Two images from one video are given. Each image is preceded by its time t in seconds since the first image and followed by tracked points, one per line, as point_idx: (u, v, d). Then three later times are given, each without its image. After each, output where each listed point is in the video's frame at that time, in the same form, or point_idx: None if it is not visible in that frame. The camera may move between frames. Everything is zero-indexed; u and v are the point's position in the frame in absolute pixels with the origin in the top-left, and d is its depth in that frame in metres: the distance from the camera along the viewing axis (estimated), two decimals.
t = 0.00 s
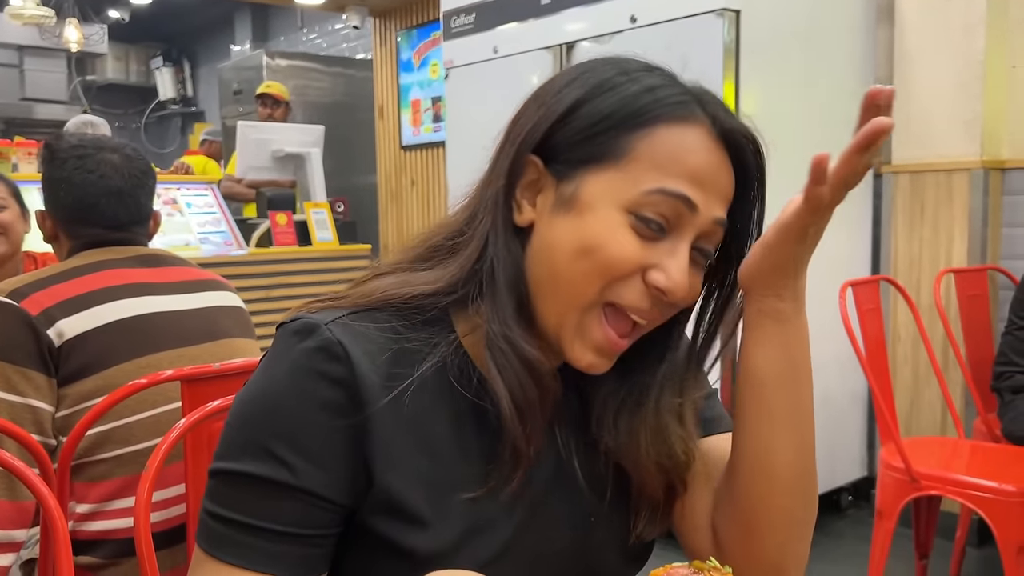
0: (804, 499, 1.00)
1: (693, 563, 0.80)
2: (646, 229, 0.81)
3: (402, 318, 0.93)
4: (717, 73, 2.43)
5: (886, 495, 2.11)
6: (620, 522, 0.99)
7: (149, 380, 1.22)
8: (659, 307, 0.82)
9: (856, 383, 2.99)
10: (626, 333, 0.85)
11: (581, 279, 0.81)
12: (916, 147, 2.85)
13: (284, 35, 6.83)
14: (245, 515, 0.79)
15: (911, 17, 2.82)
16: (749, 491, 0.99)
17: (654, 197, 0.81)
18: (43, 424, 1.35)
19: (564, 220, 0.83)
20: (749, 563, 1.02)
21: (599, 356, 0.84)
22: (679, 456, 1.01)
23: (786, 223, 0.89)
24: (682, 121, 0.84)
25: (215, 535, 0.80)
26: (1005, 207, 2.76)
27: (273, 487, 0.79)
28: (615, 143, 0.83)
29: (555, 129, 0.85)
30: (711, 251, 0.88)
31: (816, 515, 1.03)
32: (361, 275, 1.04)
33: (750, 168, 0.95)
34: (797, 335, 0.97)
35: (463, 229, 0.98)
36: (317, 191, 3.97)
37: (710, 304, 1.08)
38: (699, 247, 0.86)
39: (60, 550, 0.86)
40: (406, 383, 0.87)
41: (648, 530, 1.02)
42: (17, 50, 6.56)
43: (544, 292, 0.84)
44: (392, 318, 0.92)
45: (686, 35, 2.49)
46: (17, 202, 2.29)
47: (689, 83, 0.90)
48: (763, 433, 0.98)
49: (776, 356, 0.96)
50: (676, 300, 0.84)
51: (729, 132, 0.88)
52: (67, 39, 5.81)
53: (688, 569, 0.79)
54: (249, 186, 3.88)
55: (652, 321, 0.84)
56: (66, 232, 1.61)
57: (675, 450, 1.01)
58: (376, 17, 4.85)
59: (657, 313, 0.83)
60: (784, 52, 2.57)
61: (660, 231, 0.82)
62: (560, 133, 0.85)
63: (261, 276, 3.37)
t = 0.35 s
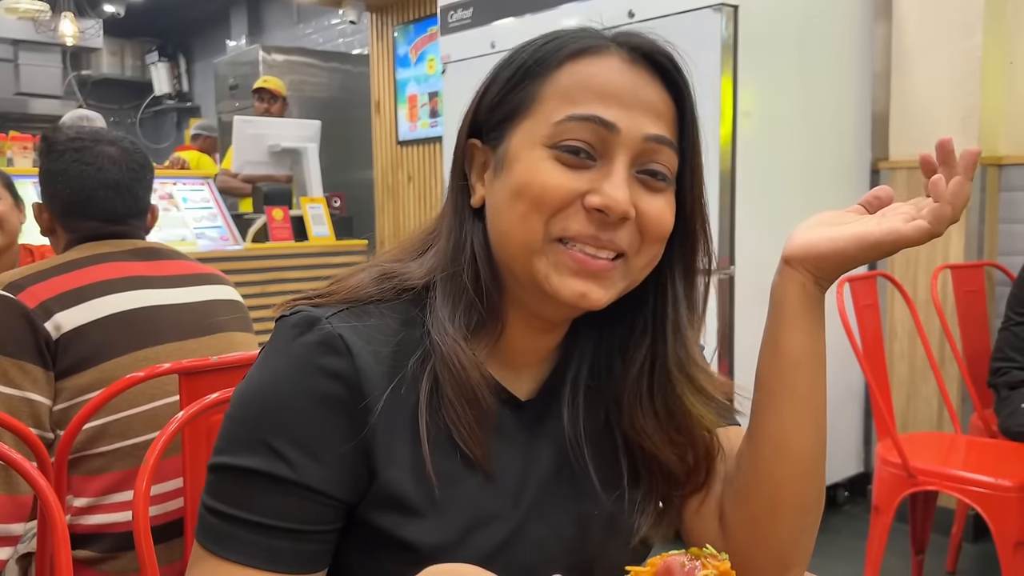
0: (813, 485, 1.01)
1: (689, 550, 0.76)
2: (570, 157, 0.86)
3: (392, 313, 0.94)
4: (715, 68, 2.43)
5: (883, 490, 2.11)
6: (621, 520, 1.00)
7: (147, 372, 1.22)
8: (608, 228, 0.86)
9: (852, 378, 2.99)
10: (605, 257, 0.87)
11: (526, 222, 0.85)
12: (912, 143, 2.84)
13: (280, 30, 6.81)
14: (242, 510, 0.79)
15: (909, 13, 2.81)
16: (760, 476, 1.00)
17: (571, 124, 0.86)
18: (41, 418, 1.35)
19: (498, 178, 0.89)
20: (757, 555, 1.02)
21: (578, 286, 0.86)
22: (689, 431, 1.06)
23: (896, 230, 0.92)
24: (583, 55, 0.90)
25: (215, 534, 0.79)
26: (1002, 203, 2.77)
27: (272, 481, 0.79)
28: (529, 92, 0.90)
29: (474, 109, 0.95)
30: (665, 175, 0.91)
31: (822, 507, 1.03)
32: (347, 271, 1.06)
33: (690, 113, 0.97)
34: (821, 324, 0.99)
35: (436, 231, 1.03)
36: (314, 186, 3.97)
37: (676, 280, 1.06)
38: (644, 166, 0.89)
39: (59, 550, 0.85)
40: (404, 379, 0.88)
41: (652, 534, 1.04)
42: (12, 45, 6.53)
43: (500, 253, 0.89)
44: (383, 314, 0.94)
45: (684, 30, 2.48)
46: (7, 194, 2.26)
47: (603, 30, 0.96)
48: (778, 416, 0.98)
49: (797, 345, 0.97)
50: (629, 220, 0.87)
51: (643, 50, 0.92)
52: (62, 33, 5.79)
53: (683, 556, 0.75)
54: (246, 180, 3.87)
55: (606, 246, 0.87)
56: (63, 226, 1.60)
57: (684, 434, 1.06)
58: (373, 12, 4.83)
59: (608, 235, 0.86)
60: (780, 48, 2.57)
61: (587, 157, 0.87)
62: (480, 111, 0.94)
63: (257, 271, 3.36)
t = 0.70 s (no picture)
0: (817, 484, 1.01)
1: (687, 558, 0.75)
2: (547, 156, 0.86)
3: (385, 316, 0.95)
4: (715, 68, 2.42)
5: (881, 490, 2.11)
6: (619, 513, 1.01)
7: (144, 371, 1.21)
8: (592, 226, 0.86)
9: (851, 378, 2.99)
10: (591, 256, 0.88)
11: (511, 232, 0.86)
12: (911, 142, 2.84)
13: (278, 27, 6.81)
14: (238, 515, 0.79)
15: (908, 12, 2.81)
16: (761, 473, 1.00)
17: (545, 123, 0.86)
18: (38, 415, 1.34)
19: (479, 185, 0.90)
20: (760, 555, 1.02)
21: (564, 297, 0.87)
22: (675, 422, 1.04)
23: (900, 232, 0.88)
24: (548, 47, 0.89)
25: (211, 537, 0.80)
26: (1001, 202, 2.77)
27: (270, 486, 0.80)
28: (500, 93, 0.89)
29: (445, 115, 0.95)
30: (644, 159, 0.92)
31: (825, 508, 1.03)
32: (338, 272, 1.06)
33: (660, 96, 0.96)
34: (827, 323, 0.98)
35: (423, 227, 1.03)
36: (313, 184, 3.97)
37: (649, 269, 1.06)
38: (625, 152, 0.90)
39: (57, 546, 0.85)
40: (403, 386, 0.89)
41: (648, 520, 1.04)
42: (9, 42, 6.51)
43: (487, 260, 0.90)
44: (375, 316, 0.94)
45: (683, 29, 2.48)
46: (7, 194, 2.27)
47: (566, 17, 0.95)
48: (780, 412, 0.98)
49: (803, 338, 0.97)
50: (612, 215, 0.87)
51: (607, 34, 0.91)
52: (60, 30, 5.77)
53: (680, 563, 0.75)
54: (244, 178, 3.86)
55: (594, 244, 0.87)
56: (60, 223, 1.60)
57: (678, 428, 1.05)
58: (371, 10, 4.83)
59: (595, 234, 0.86)
60: (778, 47, 2.57)
61: (564, 156, 0.87)
62: (451, 116, 0.94)
63: (255, 269, 3.35)
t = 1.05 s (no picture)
0: (812, 488, 1.01)
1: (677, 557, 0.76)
2: (563, 168, 0.87)
3: (386, 324, 0.96)
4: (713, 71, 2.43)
5: (878, 493, 2.12)
6: (619, 513, 1.02)
7: (145, 372, 1.22)
8: (611, 239, 0.87)
9: (849, 380, 3.00)
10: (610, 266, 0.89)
11: (533, 247, 0.86)
12: (910, 146, 2.85)
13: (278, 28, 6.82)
14: (240, 519, 0.80)
15: (907, 16, 2.82)
16: (757, 478, 1.01)
17: (561, 135, 0.86)
18: (38, 416, 1.35)
19: (491, 199, 0.90)
20: (755, 557, 1.03)
21: (585, 314, 0.88)
22: (672, 422, 1.06)
23: (894, 244, 0.87)
24: (556, 57, 0.90)
25: (212, 539, 0.81)
26: (998, 206, 2.78)
27: (271, 491, 0.81)
28: (508, 104, 0.89)
29: (448, 125, 0.94)
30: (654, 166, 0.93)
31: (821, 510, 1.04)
32: (337, 276, 1.06)
33: (664, 101, 0.96)
34: (824, 329, 0.98)
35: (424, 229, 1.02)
36: (312, 186, 3.98)
37: (652, 276, 1.05)
38: (638, 159, 0.90)
39: (57, 546, 0.85)
40: (404, 394, 0.90)
41: (647, 518, 1.04)
42: (9, 42, 6.51)
43: (503, 275, 0.91)
44: (377, 323, 0.95)
45: (681, 32, 2.49)
46: (16, 210, 2.31)
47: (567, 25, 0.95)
48: (774, 421, 0.99)
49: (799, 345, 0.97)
50: (629, 226, 0.88)
51: (611, 44, 0.92)
52: (61, 31, 5.78)
53: (671, 562, 0.75)
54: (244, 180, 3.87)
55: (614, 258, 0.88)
56: (61, 224, 1.60)
57: (676, 428, 1.06)
58: (371, 11, 4.84)
59: (615, 247, 0.87)
60: (778, 50, 2.58)
61: (580, 168, 0.87)
62: (455, 127, 0.94)
63: (254, 270, 3.36)
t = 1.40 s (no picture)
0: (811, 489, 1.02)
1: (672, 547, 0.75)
2: (561, 172, 0.87)
3: (385, 327, 0.96)
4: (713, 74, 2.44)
5: (878, 495, 2.12)
6: (618, 515, 1.02)
7: (147, 372, 1.22)
8: (609, 242, 0.87)
9: (849, 383, 3.01)
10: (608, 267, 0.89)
11: (530, 250, 0.87)
12: (911, 149, 2.85)
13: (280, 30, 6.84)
14: (241, 521, 0.81)
15: (907, 20, 2.83)
16: (757, 481, 1.01)
17: (560, 139, 0.87)
18: (40, 415, 1.35)
19: (489, 202, 0.90)
20: (754, 558, 1.03)
21: (583, 311, 0.88)
22: (672, 424, 1.06)
23: (894, 247, 0.87)
24: (555, 60, 0.90)
25: (213, 541, 0.81)
26: (998, 209, 2.78)
27: (271, 494, 0.81)
28: (506, 109, 0.90)
29: (447, 128, 0.95)
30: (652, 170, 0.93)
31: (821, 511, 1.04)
32: (337, 278, 1.06)
33: (664, 104, 0.96)
34: (822, 332, 0.99)
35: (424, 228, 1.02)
36: (313, 188, 3.98)
37: (650, 278, 1.06)
38: (635, 164, 0.91)
39: (59, 545, 0.85)
40: (403, 398, 0.91)
41: (647, 519, 1.05)
42: (10, 43, 6.53)
43: (501, 276, 0.91)
44: (377, 327, 0.95)
45: (682, 35, 2.50)
46: (20, 228, 2.32)
47: (567, 28, 0.96)
48: (774, 422, 0.99)
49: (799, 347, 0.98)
50: (628, 228, 0.88)
51: (611, 47, 0.92)
52: (63, 32, 5.79)
53: (665, 553, 0.75)
54: (245, 181, 3.88)
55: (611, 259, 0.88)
56: (61, 226, 1.61)
57: (675, 430, 1.06)
58: (373, 13, 4.85)
59: (613, 249, 0.87)
60: (779, 52, 2.58)
61: (578, 171, 0.88)
62: (455, 130, 0.94)
63: (254, 271, 3.36)
